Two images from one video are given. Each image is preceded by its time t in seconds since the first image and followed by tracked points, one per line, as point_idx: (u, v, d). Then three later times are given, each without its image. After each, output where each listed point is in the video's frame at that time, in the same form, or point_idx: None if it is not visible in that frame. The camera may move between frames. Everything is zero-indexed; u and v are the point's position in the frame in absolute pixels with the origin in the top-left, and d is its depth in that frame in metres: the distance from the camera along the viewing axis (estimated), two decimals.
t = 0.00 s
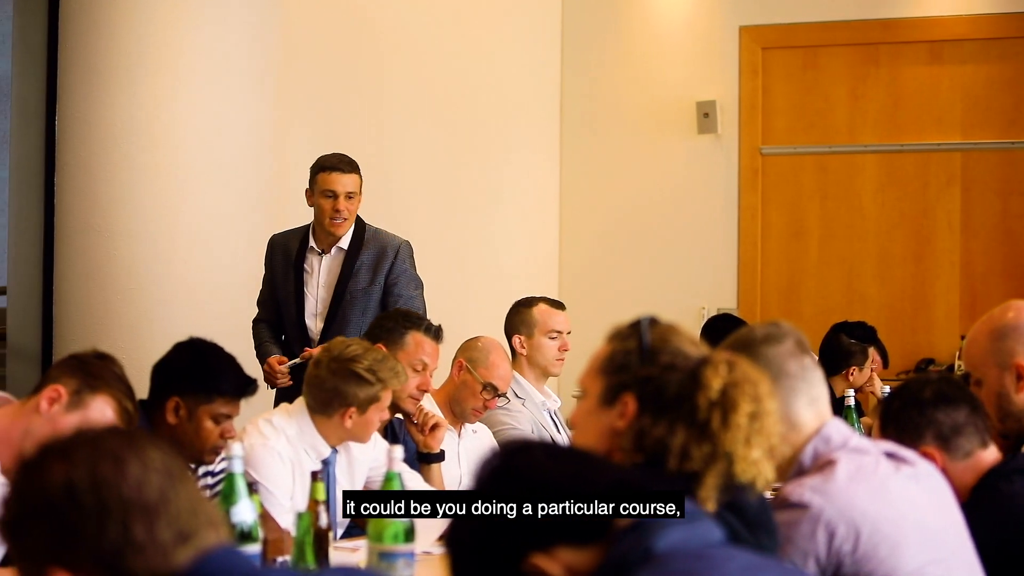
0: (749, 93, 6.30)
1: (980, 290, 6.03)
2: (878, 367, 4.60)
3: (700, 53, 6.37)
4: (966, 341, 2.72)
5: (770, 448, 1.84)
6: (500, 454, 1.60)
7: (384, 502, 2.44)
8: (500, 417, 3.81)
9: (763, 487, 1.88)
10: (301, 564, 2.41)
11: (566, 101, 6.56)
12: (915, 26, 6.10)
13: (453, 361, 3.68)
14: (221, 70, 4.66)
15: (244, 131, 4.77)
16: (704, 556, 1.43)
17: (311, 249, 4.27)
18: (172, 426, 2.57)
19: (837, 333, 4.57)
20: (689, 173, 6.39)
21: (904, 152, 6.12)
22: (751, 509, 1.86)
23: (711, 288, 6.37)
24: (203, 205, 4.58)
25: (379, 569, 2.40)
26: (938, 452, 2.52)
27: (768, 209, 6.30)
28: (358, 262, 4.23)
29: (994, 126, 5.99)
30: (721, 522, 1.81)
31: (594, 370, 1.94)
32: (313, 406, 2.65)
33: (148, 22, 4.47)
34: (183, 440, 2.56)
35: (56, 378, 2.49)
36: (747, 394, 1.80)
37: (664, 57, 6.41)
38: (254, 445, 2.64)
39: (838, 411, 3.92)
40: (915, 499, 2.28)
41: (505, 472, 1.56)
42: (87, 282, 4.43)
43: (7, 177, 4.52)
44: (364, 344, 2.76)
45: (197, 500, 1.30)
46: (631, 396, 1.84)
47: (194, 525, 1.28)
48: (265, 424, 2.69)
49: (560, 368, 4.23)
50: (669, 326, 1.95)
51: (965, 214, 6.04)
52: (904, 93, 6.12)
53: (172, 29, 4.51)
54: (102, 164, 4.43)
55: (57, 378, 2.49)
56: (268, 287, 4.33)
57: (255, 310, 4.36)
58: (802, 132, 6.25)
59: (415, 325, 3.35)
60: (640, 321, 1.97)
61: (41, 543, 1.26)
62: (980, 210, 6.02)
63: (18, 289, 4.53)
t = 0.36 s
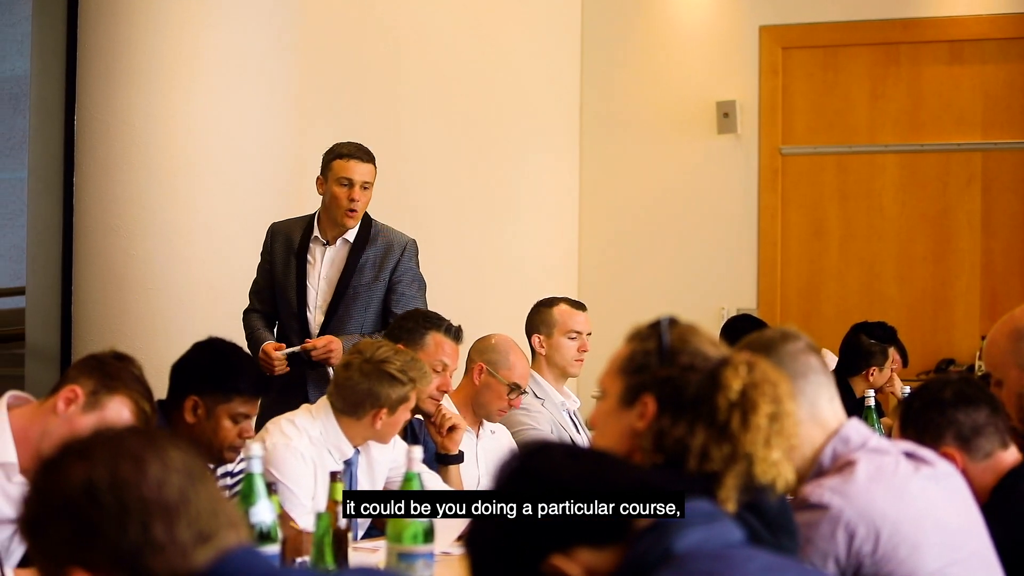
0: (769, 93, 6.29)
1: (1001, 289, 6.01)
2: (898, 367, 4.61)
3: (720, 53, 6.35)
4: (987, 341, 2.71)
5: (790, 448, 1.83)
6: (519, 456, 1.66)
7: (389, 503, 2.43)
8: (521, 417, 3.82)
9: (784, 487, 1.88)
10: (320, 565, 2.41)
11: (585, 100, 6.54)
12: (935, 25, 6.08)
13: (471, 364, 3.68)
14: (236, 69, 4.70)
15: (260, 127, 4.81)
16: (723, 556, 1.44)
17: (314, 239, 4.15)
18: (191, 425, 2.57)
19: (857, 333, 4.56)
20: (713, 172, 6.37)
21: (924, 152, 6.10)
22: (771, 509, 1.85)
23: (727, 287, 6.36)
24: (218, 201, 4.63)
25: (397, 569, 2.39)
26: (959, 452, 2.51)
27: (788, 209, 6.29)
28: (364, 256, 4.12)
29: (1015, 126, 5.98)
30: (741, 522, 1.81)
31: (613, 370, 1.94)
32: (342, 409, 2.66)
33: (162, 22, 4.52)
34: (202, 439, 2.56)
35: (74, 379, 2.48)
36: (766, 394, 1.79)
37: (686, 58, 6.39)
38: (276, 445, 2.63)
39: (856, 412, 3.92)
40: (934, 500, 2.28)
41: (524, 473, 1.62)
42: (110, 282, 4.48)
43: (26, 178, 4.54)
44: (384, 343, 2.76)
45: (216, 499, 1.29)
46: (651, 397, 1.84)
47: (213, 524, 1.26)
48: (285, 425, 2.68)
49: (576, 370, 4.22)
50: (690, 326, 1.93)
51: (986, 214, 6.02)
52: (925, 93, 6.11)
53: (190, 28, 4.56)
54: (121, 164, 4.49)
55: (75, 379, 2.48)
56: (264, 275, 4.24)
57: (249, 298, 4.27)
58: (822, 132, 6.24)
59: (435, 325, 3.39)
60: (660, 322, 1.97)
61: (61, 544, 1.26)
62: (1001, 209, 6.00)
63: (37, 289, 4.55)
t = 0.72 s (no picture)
0: (785, 92, 6.27)
1: (1017, 288, 6.00)
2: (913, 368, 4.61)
3: (736, 52, 6.33)
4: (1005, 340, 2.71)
5: (804, 445, 1.85)
6: (534, 456, 1.65)
7: (404, 503, 2.43)
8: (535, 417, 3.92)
9: (799, 485, 1.89)
10: (336, 565, 2.40)
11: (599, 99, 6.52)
12: (951, 24, 6.07)
13: (489, 374, 3.66)
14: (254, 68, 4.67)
15: (278, 127, 4.77)
16: (741, 556, 1.45)
17: (325, 236, 4.13)
18: (207, 424, 2.57)
19: (873, 333, 4.56)
20: (727, 172, 6.36)
21: (940, 151, 6.09)
22: (786, 508, 1.85)
23: (738, 288, 6.36)
24: (236, 200, 4.59)
25: (414, 569, 2.39)
26: (974, 452, 2.51)
27: (804, 209, 6.27)
28: (377, 254, 4.12)
29: None
30: (756, 522, 1.81)
31: (627, 372, 1.94)
32: (357, 407, 2.67)
33: (177, 19, 4.49)
34: (218, 438, 2.55)
35: (88, 380, 2.49)
36: (781, 391, 1.82)
37: (702, 58, 6.37)
38: (292, 445, 2.63)
39: (871, 412, 3.92)
40: (951, 501, 2.28)
41: (542, 473, 1.61)
42: (127, 281, 4.46)
43: (42, 177, 4.58)
44: (400, 342, 2.79)
45: (233, 500, 1.29)
46: (665, 396, 1.85)
47: (231, 525, 1.26)
48: (302, 423, 2.68)
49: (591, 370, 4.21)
50: (703, 325, 1.93)
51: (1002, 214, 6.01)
52: (941, 92, 6.10)
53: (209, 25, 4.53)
54: (138, 162, 4.46)
55: (90, 379, 2.49)
56: (267, 273, 4.17)
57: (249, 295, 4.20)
58: (838, 131, 6.23)
59: (454, 326, 3.39)
60: (673, 321, 1.96)
61: (76, 543, 1.26)
62: (1018, 209, 6.00)
63: (54, 288, 4.60)
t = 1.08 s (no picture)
0: (799, 91, 6.26)
1: None
2: (927, 367, 4.61)
3: (750, 51, 6.32)
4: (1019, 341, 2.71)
5: (819, 443, 1.86)
6: (551, 455, 1.66)
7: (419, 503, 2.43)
8: (550, 417, 3.93)
9: (814, 484, 1.89)
10: (350, 564, 2.41)
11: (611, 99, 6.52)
12: (965, 24, 6.07)
13: (501, 378, 3.70)
14: (265, 70, 4.71)
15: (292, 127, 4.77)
16: (757, 556, 1.43)
17: (320, 237, 4.07)
18: (221, 424, 2.57)
19: (887, 333, 4.56)
20: (739, 173, 6.35)
21: (954, 151, 6.09)
22: (801, 507, 1.87)
23: (746, 289, 6.36)
24: (250, 198, 4.64)
25: (428, 569, 2.39)
26: (989, 452, 2.51)
27: (818, 209, 6.26)
28: (374, 257, 4.10)
29: None
30: (771, 522, 1.82)
31: (641, 373, 1.98)
32: (373, 407, 2.68)
33: (187, 18, 4.49)
34: (232, 438, 2.55)
35: (101, 381, 2.48)
36: (794, 388, 1.83)
37: (715, 58, 6.36)
38: (309, 443, 2.64)
39: (883, 412, 3.92)
40: (967, 502, 2.27)
41: (559, 473, 1.62)
42: (143, 279, 4.46)
43: (56, 177, 4.48)
44: (413, 341, 2.79)
45: (249, 499, 1.29)
46: (678, 397, 1.88)
47: (246, 524, 1.26)
48: (319, 423, 2.69)
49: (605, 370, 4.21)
50: (714, 325, 1.98)
51: (1017, 214, 6.01)
52: (955, 92, 6.09)
53: (221, 24, 4.56)
54: (150, 161, 4.47)
55: (102, 380, 2.48)
56: (254, 275, 4.03)
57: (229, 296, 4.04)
58: (852, 131, 6.22)
59: (469, 326, 3.47)
60: (684, 322, 2.02)
61: (91, 541, 1.26)
62: None
63: (68, 288, 4.53)
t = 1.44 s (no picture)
0: (813, 91, 6.25)
1: None
2: (939, 367, 4.63)
3: (764, 51, 6.31)
4: None
5: (831, 442, 1.86)
6: (565, 454, 1.65)
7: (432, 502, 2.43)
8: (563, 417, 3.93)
9: (827, 484, 1.88)
10: (363, 564, 2.43)
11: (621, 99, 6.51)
12: (977, 24, 6.06)
13: (522, 392, 3.62)
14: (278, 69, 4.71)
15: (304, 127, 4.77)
16: (770, 555, 1.43)
17: (278, 234, 3.90)
18: (235, 425, 2.57)
19: (900, 332, 4.56)
20: (749, 173, 6.34)
21: (968, 151, 6.08)
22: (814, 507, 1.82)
23: (755, 290, 6.35)
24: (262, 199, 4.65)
25: (440, 570, 2.39)
26: (1003, 453, 2.50)
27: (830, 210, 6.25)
28: (331, 248, 3.94)
29: None
30: (786, 522, 1.78)
31: (654, 373, 1.99)
32: (387, 408, 2.68)
33: (198, 15, 4.47)
34: (245, 439, 2.55)
35: (113, 382, 2.47)
36: (806, 386, 1.83)
37: (727, 59, 6.36)
38: (322, 443, 2.65)
39: (897, 411, 3.92)
40: (979, 503, 2.27)
41: (573, 474, 1.61)
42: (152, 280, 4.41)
43: (69, 177, 4.45)
44: (427, 341, 2.79)
45: (262, 499, 1.28)
46: (691, 397, 1.89)
47: (260, 524, 1.26)
48: (331, 423, 2.69)
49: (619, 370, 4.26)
50: (726, 325, 1.98)
51: None
52: (968, 91, 6.09)
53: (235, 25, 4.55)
54: (160, 161, 4.42)
55: (114, 381, 2.47)
56: (212, 277, 3.83)
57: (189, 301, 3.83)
58: (866, 131, 6.21)
59: (482, 327, 3.53)
60: (696, 322, 2.03)
61: (106, 541, 1.25)
62: None
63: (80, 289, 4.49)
